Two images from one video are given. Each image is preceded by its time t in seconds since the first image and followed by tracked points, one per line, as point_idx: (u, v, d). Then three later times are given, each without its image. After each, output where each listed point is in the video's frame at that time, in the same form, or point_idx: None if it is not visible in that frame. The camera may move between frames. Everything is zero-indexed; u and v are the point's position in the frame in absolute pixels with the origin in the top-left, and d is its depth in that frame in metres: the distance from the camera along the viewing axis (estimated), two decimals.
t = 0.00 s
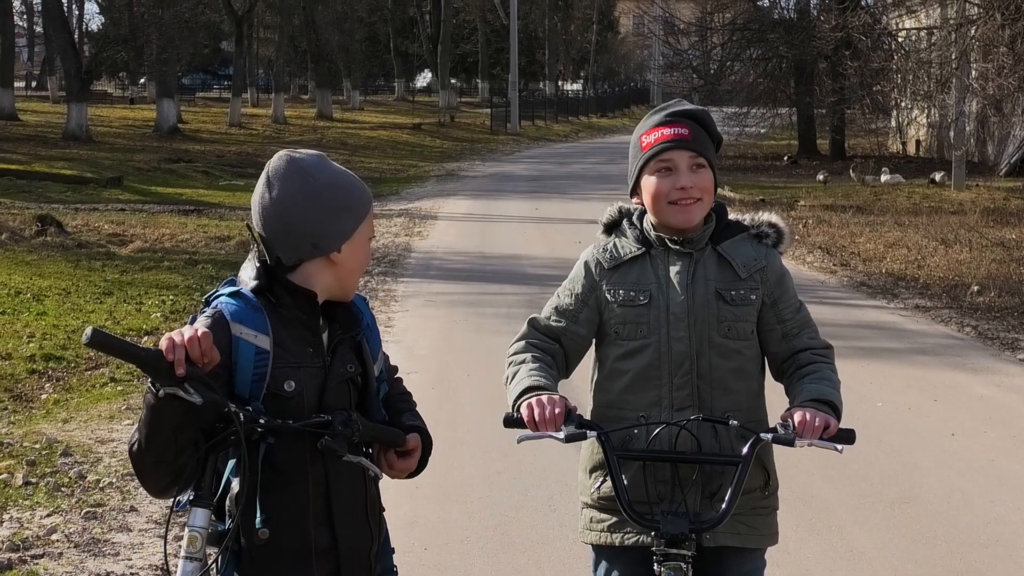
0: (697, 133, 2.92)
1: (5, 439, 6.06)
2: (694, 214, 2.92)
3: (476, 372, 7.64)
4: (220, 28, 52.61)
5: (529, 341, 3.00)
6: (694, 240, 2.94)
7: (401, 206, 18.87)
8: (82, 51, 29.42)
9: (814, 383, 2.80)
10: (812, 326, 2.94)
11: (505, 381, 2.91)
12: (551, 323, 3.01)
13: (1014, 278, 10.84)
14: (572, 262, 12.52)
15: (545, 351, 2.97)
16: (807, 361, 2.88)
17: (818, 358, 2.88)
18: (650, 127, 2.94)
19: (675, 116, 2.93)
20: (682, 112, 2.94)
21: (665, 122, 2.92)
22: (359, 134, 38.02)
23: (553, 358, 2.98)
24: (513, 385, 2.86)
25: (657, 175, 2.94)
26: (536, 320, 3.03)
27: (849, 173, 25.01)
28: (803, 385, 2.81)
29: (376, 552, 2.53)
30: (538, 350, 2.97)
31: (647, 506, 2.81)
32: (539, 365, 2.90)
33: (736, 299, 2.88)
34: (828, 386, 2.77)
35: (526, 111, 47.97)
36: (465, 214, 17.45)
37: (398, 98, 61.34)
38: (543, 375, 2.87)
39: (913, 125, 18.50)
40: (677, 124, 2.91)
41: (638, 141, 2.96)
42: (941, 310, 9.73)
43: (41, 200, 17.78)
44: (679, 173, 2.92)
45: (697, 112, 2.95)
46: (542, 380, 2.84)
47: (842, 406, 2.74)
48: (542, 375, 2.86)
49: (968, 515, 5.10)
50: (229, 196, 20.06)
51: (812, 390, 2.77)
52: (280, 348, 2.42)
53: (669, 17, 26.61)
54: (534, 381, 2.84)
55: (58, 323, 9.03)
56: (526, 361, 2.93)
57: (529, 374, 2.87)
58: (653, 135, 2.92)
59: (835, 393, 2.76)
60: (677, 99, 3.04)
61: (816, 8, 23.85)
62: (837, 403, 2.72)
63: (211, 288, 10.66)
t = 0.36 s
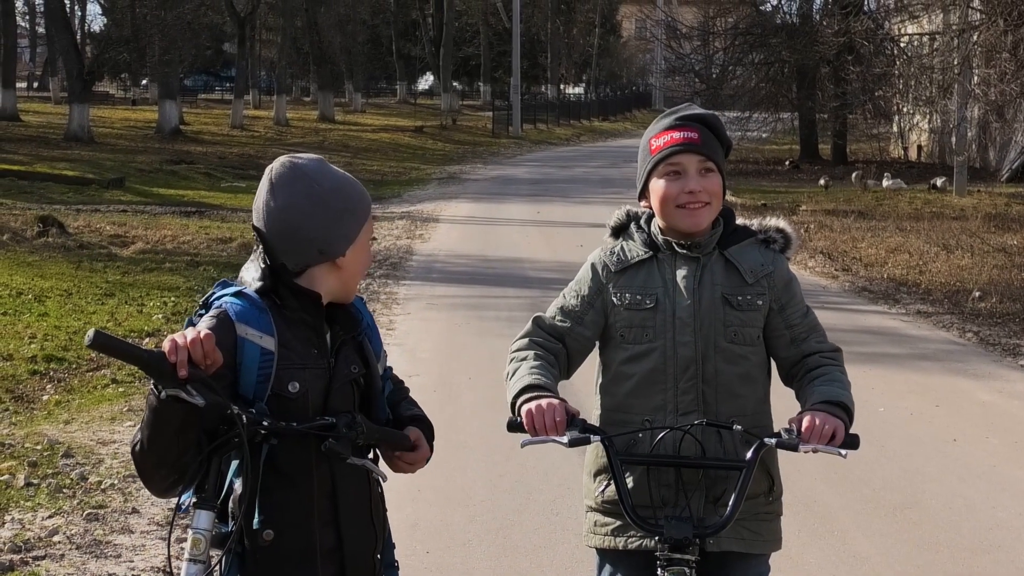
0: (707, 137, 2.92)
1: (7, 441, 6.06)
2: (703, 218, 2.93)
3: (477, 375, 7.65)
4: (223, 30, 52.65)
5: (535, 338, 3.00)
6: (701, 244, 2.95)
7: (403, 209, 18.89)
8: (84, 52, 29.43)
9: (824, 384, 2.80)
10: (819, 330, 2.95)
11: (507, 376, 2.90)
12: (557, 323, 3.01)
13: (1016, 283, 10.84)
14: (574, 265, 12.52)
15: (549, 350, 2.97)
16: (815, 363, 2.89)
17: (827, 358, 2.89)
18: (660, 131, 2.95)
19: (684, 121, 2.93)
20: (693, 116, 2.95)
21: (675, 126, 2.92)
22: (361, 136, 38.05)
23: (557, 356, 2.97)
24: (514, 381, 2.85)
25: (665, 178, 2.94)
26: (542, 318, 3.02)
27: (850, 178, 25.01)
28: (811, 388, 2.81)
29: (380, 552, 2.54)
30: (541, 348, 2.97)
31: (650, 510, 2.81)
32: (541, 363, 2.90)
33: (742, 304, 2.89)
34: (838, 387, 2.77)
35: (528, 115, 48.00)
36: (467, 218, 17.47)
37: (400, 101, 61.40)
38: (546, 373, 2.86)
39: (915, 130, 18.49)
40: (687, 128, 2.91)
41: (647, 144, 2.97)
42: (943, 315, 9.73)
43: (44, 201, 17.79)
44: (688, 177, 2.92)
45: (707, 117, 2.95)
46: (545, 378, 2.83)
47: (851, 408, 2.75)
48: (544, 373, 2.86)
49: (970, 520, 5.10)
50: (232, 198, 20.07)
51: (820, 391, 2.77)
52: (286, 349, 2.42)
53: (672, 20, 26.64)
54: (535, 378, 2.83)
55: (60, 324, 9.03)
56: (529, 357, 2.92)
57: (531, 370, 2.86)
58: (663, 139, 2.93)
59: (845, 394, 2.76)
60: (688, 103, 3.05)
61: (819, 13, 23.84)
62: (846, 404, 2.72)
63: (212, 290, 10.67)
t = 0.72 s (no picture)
0: (706, 139, 2.92)
1: (8, 442, 6.06)
2: (702, 219, 2.93)
3: (478, 375, 7.64)
4: (222, 31, 52.66)
5: (538, 339, 3.00)
6: (701, 244, 2.95)
7: (403, 210, 18.89)
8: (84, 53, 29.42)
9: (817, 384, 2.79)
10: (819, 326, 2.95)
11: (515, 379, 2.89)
12: (559, 323, 3.01)
13: (1016, 283, 10.84)
14: (574, 266, 12.50)
15: (553, 351, 2.97)
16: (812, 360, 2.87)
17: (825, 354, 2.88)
18: (659, 132, 2.96)
19: (684, 121, 2.93)
20: (692, 116, 2.95)
21: (674, 127, 2.93)
22: (360, 137, 38.03)
23: (561, 358, 2.97)
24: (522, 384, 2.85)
25: (664, 180, 2.95)
26: (545, 319, 3.02)
27: (850, 178, 24.99)
28: (811, 384, 2.81)
29: (383, 549, 2.54)
30: (545, 348, 2.97)
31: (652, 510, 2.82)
32: (543, 364, 2.89)
33: (744, 303, 2.89)
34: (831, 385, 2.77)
35: (528, 115, 47.99)
36: (467, 218, 17.47)
37: (400, 102, 61.40)
38: (553, 375, 2.85)
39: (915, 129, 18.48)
40: (685, 129, 2.92)
41: (646, 145, 2.98)
42: (944, 315, 9.73)
43: (44, 203, 17.79)
44: (686, 178, 2.92)
45: (708, 117, 2.96)
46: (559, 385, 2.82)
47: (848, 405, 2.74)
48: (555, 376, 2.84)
49: (971, 519, 5.10)
50: (231, 199, 20.06)
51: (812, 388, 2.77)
52: (289, 349, 2.43)
53: (671, 21, 26.65)
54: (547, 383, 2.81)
55: (61, 326, 9.03)
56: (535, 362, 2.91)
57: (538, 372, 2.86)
58: (663, 139, 2.93)
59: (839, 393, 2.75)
60: (687, 103, 3.05)
61: (819, 13, 23.82)
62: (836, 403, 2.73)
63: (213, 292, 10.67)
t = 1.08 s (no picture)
0: (709, 140, 2.92)
1: (14, 443, 6.07)
2: (704, 222, 2.93)
3: (482, 377, 7.65)
4: (227, 33, 52.74)
5: (538, 341, 2.99)
6: (705, 246, 2.95)
7: (408, 211, 18.92)
8: (88, 55, 29.47)
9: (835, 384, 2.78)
10: (827, 327, 2.95)
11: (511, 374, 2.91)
12: (561, 326, 3.01)
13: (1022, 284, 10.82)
14: (578, 267, 12.51)
15: (552, 352, 2.97)
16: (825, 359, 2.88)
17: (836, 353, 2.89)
18: (662, 134, 2.96)
19: (688, 123, 2.94)
20: (696, 119, 2.95)
21: (677, 130, 2.94)
22: (365, 139, 38.07)
23: (560, 360, 2.97)
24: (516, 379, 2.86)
25: (666, 182, 2.95)
26: (546, 322, 3.02)
27: (855, 179, 24.97)
28: (821, 385, 2.81)
29: (391, 550, 2.55)
30: (545, 349, 2.97)
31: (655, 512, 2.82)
32: (541, 365, 2.90)
33: (748, 306, 2.89)
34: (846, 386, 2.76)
35: (533, 116, 47.96)
36: (471, 219, 17.48)
37: (404, 103, 61.48)
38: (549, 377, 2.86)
39: (920, 130, 18.44)
40: (688, 132, 2.92)
41: (650, 148, 2.98)
42: (948, 316, 9.71)
43: (49, 204, 17.82)
44: (688, 181, 2.93)
45: (712, 119, 2.96)
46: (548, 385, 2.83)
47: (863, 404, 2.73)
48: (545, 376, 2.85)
49: (977, 522, 5.09)
50: (237, 200, 20.09)
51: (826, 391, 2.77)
52: (299, 351, 2.43)
53: (676, 22, 26.68)
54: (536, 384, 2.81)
55: (66, 327, 9.04)
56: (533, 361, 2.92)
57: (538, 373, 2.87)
58: (665, 142, 2.94)
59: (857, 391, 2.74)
60: (693, 105, 3.05)
61: (824, 14, 23.81)
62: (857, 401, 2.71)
63: (218, 293, 10.68)
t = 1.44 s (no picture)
0: (707, 141, 2.93)
1: (20, 451, 6.08)
2: (701, 224, 2.92)
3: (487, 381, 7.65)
4: (231, 40, 52.86)
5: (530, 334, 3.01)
6: (705, 249, 2.95)
7: (413, 216, 18.93)
8: (93, 62, 29.52)
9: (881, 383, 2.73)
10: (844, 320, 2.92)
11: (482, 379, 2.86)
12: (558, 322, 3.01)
13: None
14: (584, 272, 12.51)
15: (544, 348, 2.98)
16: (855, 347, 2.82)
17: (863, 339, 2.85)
18: (661, 135, 2.97)
19: (686, 125, 2.95)
20: (696, 120, 2.96)
21: (675, 131, 2.95)
22: (370, 144, 38.12)
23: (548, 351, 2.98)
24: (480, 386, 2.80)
25: (664, 184, 2.96)
26: (540, 318, 3.03)
27: (860, 181, 24.93)
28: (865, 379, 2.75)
29: (395, 557, 2.55)
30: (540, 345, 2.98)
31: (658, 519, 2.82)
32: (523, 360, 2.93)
33: (747, 309, 2.88)
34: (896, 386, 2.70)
35: (538, 121, 47.98)
36: (476, 224, 17.48)
37: (409, 108, 61.58)
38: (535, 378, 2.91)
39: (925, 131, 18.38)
40: (687, 134, 2.93)
41: (649, 150, 2.99)
42: (954, 317, 9.70)
43: (54, 212, 17.86)
44: (685, 183, 2.93)
45: (711, 121, 2.97)
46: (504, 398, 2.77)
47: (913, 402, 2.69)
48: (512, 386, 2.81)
49: (984, 523, 5.08)
50: (242, 207, 20.12)
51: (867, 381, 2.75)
52: (303, 357, 2.44)
53: (680, 25, 26.71)
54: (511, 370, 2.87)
55: (72, 335, 9.06)
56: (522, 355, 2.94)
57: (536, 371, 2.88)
58: (663, 143, 2.95)
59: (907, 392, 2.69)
60: (694, 107, 3.06)
61: (827, 16, 23.78)
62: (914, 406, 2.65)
63: (224, 300, 10.70)
